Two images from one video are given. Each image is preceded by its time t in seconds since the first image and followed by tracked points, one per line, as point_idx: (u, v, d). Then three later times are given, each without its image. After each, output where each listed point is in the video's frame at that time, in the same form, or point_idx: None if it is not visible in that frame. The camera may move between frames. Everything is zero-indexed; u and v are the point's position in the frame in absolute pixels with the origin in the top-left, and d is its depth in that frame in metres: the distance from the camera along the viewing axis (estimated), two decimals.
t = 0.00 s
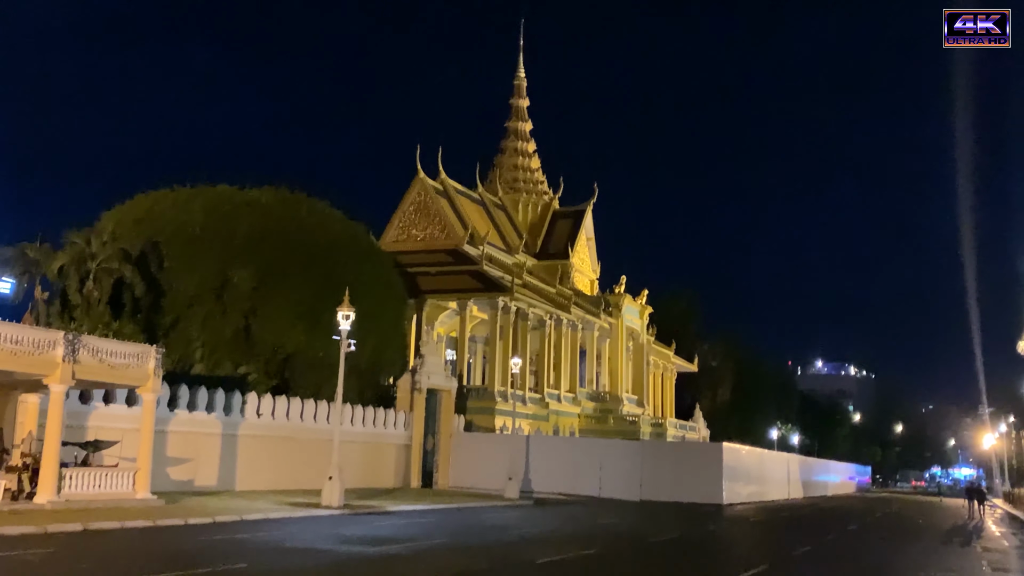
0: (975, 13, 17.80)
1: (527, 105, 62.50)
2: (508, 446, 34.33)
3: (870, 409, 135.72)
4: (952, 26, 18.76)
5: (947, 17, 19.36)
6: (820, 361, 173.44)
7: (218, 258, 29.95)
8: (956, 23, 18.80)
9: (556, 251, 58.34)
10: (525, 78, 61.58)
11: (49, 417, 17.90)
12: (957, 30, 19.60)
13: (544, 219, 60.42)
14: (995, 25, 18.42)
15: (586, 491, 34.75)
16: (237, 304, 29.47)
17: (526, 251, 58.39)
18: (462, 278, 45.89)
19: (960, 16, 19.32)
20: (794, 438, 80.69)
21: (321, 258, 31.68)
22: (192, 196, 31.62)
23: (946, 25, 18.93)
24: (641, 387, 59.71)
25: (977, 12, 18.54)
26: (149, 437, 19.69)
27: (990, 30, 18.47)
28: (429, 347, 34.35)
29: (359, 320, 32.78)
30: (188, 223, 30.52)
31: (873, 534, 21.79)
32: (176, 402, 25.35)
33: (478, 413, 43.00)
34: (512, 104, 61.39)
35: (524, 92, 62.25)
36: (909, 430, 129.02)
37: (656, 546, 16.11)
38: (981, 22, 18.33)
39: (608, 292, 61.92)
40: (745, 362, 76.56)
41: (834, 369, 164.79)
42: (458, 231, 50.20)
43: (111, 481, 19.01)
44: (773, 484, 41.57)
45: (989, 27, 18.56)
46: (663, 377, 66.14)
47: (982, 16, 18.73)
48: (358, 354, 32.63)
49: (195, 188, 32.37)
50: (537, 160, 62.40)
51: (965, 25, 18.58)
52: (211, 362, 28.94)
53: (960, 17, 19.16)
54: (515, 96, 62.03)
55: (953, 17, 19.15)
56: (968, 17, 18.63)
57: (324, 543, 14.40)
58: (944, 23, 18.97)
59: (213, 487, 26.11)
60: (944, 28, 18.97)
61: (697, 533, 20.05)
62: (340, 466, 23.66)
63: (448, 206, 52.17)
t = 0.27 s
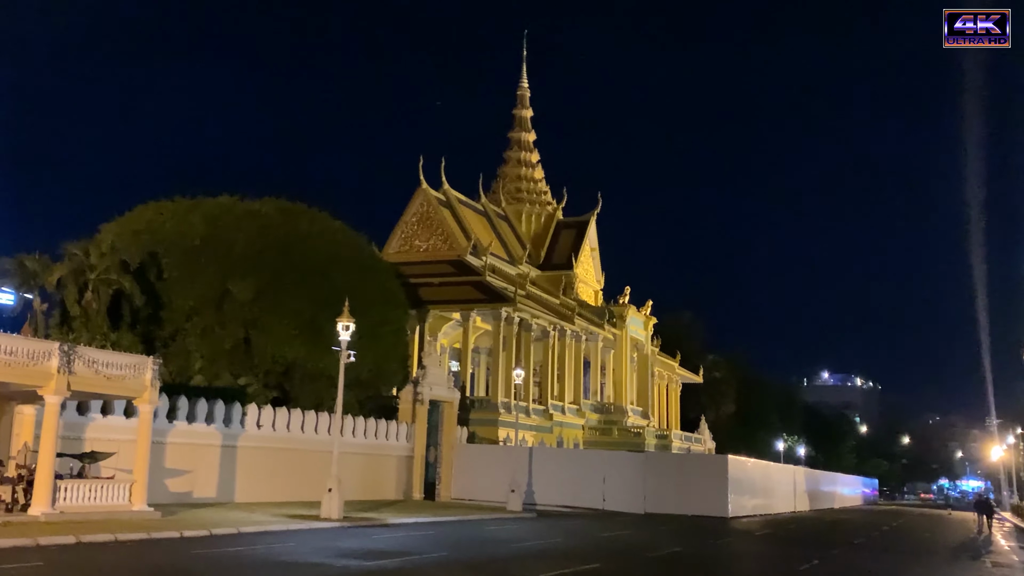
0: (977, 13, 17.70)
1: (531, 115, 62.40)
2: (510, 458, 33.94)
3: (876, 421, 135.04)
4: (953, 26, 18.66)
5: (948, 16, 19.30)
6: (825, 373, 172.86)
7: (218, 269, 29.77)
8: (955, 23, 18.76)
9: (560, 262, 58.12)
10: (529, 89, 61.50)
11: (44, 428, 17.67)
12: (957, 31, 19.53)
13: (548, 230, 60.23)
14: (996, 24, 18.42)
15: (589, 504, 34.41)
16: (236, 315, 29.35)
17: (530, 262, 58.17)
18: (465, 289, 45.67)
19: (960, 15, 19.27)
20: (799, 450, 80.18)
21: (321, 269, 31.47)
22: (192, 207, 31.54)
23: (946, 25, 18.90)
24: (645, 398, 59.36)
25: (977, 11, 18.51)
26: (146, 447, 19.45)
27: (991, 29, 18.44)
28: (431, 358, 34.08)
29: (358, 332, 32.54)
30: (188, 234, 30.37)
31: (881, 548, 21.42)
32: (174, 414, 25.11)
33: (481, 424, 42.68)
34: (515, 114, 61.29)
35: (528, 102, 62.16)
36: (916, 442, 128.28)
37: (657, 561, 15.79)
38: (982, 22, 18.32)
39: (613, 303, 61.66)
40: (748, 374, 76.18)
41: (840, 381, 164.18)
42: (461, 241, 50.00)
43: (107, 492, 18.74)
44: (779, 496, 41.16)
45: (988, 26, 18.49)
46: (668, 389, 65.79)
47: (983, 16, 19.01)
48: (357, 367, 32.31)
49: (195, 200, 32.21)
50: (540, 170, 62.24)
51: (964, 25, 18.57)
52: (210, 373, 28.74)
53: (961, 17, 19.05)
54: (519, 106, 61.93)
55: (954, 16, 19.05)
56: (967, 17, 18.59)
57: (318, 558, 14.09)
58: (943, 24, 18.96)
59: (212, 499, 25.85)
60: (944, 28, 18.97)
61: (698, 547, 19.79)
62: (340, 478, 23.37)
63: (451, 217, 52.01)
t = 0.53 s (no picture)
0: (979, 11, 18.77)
1: (543, 120, 62.26)
2: (524, 464, 33.79)
3: (894, 426, 134.00)
4: (953, 27, 19.90)
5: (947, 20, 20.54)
6: (842, 378, 171.75)
7: (228, 277, 29.70)
8: (956, 23, 19.95)
9: (573, 267, 57.85)
10: (540, 93, 61.36)
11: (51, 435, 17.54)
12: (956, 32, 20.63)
13: (560, 235, 59.98)
14: (994, 25, 19.60)
15: (603, 510, 34.10)
16: (246, 322, 29.24)
17: (542, 267, 57.93)
18: (477, 294, 45.46)
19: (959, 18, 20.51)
20: (816, 456, 79.50)
21: (331, 276, 31.39)
22: (201, 214, 31.40)
23: (948, 25, 20.07)
24: (660, 404, 58.96)
25: (977, 13, 19.73)
26: (154, 455, 19.31)
27: (990, 30, 19.69)
28: (443, 364, 33.87)
29: (368, 338, 32.40)
30: (198, 241, 30.29)
31: (900, 554, 21.07)
32: (184, 420, 24.98)
33: (494, 430, 42.39)
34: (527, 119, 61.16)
35: (539, 107, 62.02)
36: (934, 447, 127.20)
37: (671, 568, 15.56)
38: (981, 23, 19.52)
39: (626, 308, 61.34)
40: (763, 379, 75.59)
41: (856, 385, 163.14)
42: (473, 246, 49.82)
43: (115, 500, 18.59)
44: (795, 502, 40.72)
45: (988, 27, 19.76)
46: (682, 394, 65.36)
47: (981, 17, 20.02)
48: (368, 373, 32.13)
49: (205, 206, 32.14)
50: (552, 175, 62.06)
51: (965, 25, 19.76)
52: (221, 380, 28.64)
53: (960, 19, 20.32)
54: (530, 111, 61.80)
55: (953, 18, 20.27)
56: (967, 17, 19.82)
57: (327, 565, 13.90)
58: (944, 24, 20.12)
59: (222, 506, 25.68)
60: (945, 29, 20.10)
61: (713, 552, 19.53)
62: (351, 485, 23.19)
63: (463, 222, 51.84)
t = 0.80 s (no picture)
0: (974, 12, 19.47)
1: (553, 113, 61.95)
2: (536, 460, 33.58)
3: (911, 418, 133.07)
4: (954, 27, 20.49)
5: (948, 19, 21.02)
6: (858, 371, 170.68)
7: (237, 274, 29.55)
8: (956, 24, 20.51)
9: (585, 261, 57.55)
10: (551, 87, 61.06)
11: (57, 434, 17.43)
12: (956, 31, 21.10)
13: (571, 229, 59.67)
14: (992, 23, 20.17)
15: (616, 505, 33.83)
16: (256, 319, 29.11)
17: (554, 261, 57.65)
18: (488, 289, 45.23)
19: (960, 18, 21.03)
20: (833, 448, 78.90)
21: (341, 272, 31.17)
22: (210, 211, 31.25)
23: (948, 26, 20.66)
24: (673, 398, 58.61)
25: (976, 13, 20.31)
26: (161, 453, 19.18)
27: (990, 29, 20.27)
28: (453, 359, 33.64)
29: (378, 332, 32.18)
30: (206, 238, 30.15)
31: (915, 547, 20.76)
32: (193, 418, 24.87)
33: (506, 426, 42.17)
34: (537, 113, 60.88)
35: (550, 101, 61.72)
36: (952, 440, 126.25)
37: (682, 563, 15.32)
38: (981, 22, 20.13)
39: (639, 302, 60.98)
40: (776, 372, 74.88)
41: (872, 378, 162.12)
42: (484, 241, 49.58)
43: (122, 499, 18.47)
44: (810, 495, 40.34)
45: (988, 26, 20.33)
46: (696, 388, 64.97)
47: (981, 16, 20.28)
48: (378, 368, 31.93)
49: (214, 203, 31.97)
50: (564, 169, 61.75)
51: (964, 26, 20.37)
52: (230, 378, 28.54)
53: (961, 18, 20.82)
54: (541, 105, 61.51)
55: (954, 18, 20.82)
56: (967, 18, 20.40)
57: (332, 563, 13.72)
58: (944, 24, 20.70)
59: (232, 504, 25.57)
60: (945, 30, 20.68)
61: (725, 547, 19.29)
62: (360, 481, 23.00)
63: (474, 217, 51.61)
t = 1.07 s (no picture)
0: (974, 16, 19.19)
1: (553, 102, 61.59)
2: (537, 450, 33.41)
3: (914, 406, 132.90)
4: (954, 26, 20.16)
5: (948, 18, 20.70)
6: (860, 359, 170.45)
7: (234, 265, 29.30)
8: (957, 24, 20.17)
9: (585, 251, 57.30)
10: (551, 76, 60.69)
11: (50, 427, 17.26)
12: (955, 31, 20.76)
13: (572, 218, 59.39)
14: (994, 24, 19.83)
15: (618, 495, 33.66)
16: (254, 310, 28.88)
17: (555, 251, 57.40)
18: (488, 279, 45.00)
19: (960, 17, 20.70)
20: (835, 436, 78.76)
21: (339, 262, 30.92)
22: (207, 202, 30.98)
23: (948, 26, 20.34)
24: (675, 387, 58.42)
25: (977, 13, 20.02)
26: (156, 446, 19.01)
27: (991, 29, 19.97)
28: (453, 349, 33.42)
29: (378, 323, 31.95)
30: (203, 229, 29.90)
31: (918, 535, 20.59)
32: (191, 410, 24.69)
33: (507, 416, 41.99)
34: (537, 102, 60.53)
35: (550, 89, 61.37)
36: (955, 427, 126.10)
37: (681, 554, 15.15)
38: (981, 23, 19.80)
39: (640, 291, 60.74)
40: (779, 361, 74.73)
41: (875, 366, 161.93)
42: (484, 231, 49.33)
43: (117, 492, 18.31)
44: (813, 484, 40.16)
45: (989, 26, 19.98)
46: (698, 377, 64.78)
47: (982, 17, 19.97)
48: (377, 359, 31.69)
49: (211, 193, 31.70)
50: (564, 158, 61.44)
51: (965, 26, 20.05)
52: (228, 369, 28.33)
53: (961, 18, 20.52)
54: (540, 94, 61.16)
55: (954, 18, 20.50)
56: (967, 17, 20.07)
57: (328, 554, 13.55)
58: (945, 24, 20.38)
59: (231, 496, 25.42)
60: (946, 29, 20.36)
61: (725, 538, 19.12)
62: (358, 473, 22.83)
63: (474, 206, 51.35)
